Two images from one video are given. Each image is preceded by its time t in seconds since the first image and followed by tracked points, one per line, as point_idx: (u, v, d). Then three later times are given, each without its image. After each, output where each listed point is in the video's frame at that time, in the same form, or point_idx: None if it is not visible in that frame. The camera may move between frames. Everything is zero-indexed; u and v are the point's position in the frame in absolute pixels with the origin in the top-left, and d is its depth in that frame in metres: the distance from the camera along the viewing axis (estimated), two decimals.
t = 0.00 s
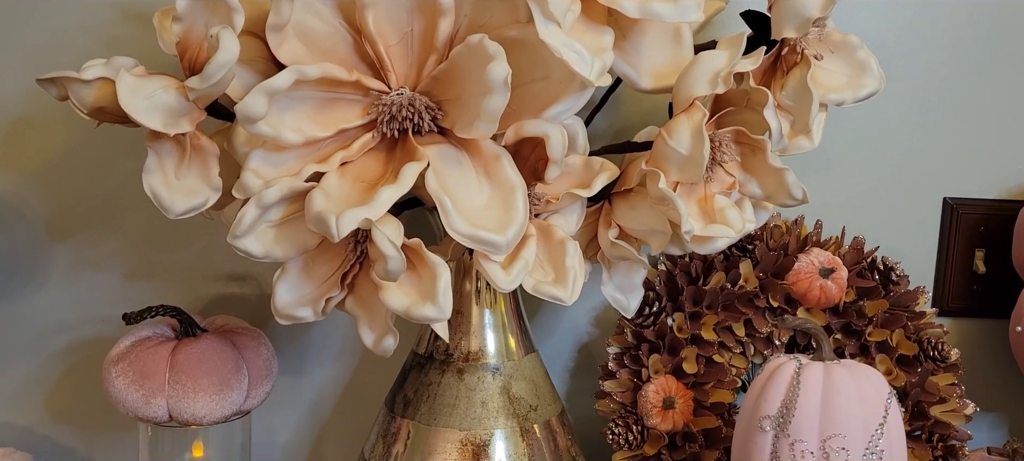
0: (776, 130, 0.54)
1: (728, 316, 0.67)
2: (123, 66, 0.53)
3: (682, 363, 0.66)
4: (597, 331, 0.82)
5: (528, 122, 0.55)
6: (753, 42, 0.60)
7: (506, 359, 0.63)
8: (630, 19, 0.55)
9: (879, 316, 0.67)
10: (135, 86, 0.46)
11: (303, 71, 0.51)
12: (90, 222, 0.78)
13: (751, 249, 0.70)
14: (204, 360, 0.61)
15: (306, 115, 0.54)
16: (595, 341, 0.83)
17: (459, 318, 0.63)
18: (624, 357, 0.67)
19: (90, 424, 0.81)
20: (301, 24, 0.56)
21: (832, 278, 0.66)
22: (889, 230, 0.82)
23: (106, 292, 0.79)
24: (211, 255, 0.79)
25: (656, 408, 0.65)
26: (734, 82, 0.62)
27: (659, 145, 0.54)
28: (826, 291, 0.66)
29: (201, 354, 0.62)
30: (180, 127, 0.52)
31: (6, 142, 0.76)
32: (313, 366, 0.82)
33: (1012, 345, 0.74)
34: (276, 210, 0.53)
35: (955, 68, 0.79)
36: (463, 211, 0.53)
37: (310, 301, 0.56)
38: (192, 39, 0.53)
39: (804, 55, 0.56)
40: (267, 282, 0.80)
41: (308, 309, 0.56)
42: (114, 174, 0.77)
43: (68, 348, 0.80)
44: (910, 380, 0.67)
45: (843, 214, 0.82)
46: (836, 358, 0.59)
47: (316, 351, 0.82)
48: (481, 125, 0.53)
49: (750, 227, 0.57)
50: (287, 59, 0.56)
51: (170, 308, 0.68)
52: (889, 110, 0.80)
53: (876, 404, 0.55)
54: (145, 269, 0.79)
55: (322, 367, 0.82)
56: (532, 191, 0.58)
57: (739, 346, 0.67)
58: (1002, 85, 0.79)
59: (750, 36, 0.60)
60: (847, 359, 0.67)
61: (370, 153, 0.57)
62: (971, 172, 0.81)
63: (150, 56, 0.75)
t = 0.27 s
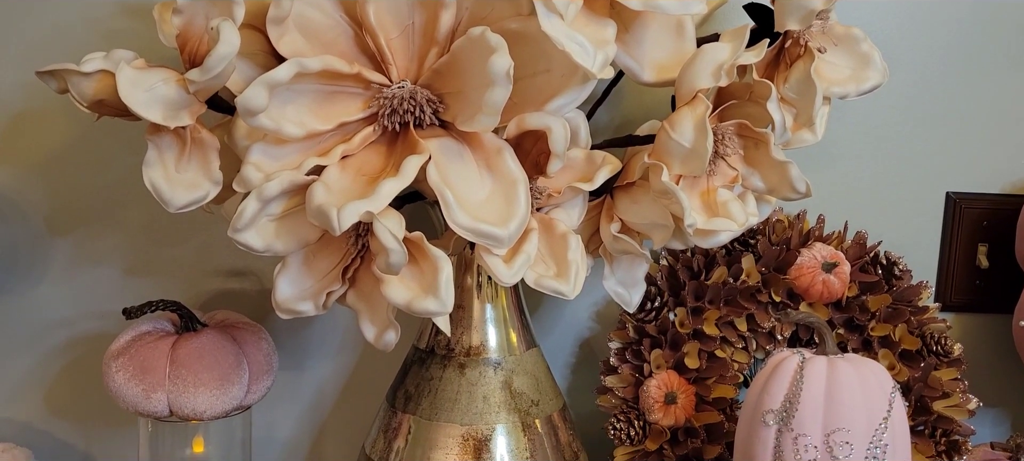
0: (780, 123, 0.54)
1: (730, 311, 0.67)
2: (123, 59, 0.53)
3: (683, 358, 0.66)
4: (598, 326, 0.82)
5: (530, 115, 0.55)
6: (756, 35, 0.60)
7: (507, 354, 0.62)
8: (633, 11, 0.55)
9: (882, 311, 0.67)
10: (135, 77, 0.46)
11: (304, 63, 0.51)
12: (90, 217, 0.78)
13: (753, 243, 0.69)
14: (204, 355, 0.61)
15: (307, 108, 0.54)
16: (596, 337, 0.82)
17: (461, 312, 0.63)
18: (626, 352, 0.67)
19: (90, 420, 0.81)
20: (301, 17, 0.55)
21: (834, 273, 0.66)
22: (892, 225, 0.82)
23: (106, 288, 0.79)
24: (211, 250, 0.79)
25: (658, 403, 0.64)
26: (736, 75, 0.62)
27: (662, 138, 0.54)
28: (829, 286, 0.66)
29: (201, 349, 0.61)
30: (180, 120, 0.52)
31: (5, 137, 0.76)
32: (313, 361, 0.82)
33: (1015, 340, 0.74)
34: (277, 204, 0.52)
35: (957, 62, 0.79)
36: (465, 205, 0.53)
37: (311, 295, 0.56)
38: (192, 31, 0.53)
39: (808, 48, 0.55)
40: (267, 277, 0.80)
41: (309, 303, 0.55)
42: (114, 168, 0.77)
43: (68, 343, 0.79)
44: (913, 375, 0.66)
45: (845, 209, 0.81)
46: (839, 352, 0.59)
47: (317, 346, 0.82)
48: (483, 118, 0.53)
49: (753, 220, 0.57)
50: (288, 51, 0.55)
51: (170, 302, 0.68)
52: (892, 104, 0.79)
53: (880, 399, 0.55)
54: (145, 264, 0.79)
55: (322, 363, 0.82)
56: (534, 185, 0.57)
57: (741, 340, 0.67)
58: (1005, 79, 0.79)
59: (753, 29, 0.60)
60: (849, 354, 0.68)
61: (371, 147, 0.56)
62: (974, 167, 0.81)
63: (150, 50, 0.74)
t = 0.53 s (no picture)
0: (779, 116, 0.53)
1: (729, 306, 0.67)
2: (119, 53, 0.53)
3: (682, 353, 0.66)
4: (597, 321, 0.82)
5: (528, 108, 0.55)
6: (755, 28, 0.60)
7: (506, 349, 0.62)
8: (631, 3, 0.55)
9: (882, 305, 0.67)
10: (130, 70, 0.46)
11: (301, 56, 0.51)
12: (87, 212, 0.77)
13: (753, 238, 0.69)
14: (201, 350, 0.61)
15: (303, 101, 0.54)
16: (595, 332, 0.82)
17: (459, 307, 0.63)
18: (625, 347, 0.67)
19: (88, 415, 0.81)
20: (298, 10, 0.55)
21: (834, 267, 0.66)
22: (892, 220, 0.82)
23: (103, 283, 0.79)
24: (208, 245, 0.78)
25: (656, 398, 0.64)
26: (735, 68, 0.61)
27: (660, 131, 0.54)
28: (828, 281, 0.65)
29: (199, 344, 0.61)
30: (176, 113, 0.51)
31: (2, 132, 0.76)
32: (312, 356, 0.82)
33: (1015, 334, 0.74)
34: (273, 197, 0.52)
35: (958, 56, 0.78)
36: (462, 198, 0.52)
37: (308, 289, 0.56)
38: (188, 24, 0.53)
39: (807, 40, 0.55)
40: (264, 272, 0.80)
41: (306, 297, 0.55)
42: (111, 163, 0.76)
43: (65, 339, 0.79)
44: (913, 370, 0.66)
45: (845, 204, 0.81)
46: (839, 347, 0.58)
47: (315, 341, 0.81)
48: (480, 111, 0.53)
49: (751, 214, 0.57)
50: (284, 45, 0.55)
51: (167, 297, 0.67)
52: (892, 99, 0.79)
53: (879, 392, 0.55)
54: (143, 259, 0.78)
55: (320, 358, 0.82)
56: (532, 179, 0.57)
57: (740, 335, 0.67)
58: (1005, 73, 0.79)
59: (752, 22, 0.60)
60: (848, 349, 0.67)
61: (368, 140, 0.56)
62: (974, 161, 0.81)
63: (146, 44, 0.74)
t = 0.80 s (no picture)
0: (779, 106, 0.53)
1: (729, 297, 0.66)
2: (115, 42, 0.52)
3: (682, 345, 0.65)
4: (597, 313, 0.82)
5: (527, 97, 0.54)
6: (755, 17, 0.60)
7: (505, 340, 0.62)
8: None
9: (882, 296, 0.67)
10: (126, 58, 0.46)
11: (298, 45, 0.51)
12: (85, 204, 0.77)
13: (753, 230, 0.69)
14: (199, 341, 0.61)
15: (301, 91, 0.54)
16: (595, 324, 0.82)
17: (458, 298, 0.62)
18: (624, 339, 0.66)
19: (86, 408, 0.81)
20: None
21: (834, 259, 0.65)
22: (892, 212, 0.81)
23: (102, 275, 0.79)
24: (207, 237, 0.78)
25: (656, 390, 0.64)
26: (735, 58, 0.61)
27: (660, 120, 0.53)
28: (828, 272, 0.65)
29: (196, 335, 0.61)
30: (172, 103, 0.51)
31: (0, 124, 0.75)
32: (310, 349, 0.82)
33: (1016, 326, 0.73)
34: (271, 187, 0.52)
35: (958, 48, 0.78)
36: (461, 188, 0.52)
37: (306, 280, 0.55)
38: (185, 13, 0.53)
39: (807, 29, 0.55)
40: (263, 264, 0.80)
41: (304, 287, 0.55)
42: (109, 156, 0.76)
43: (63, 331, 0.79)
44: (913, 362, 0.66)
45: (845, 196, 0.81)
46: (839, 338, 0.58)
47: (314, 334, 0.81)
48: (478, 100, 0.53)
49: (751, 204, 0.56)
50: (282, 34, 0.55)
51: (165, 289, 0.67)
52: (892, 90, 0.79)
53: (879, 383, 0.54)
54: (141, 252, 0.78)
55: (319, 350, 0.82)
56: (531, 169, 0.57)
57: (740, 327, 0.67)
58: (1006, 64, 0.79)
59: (751, 11, 0.59)
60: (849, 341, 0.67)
61: (366, 130, 0.56)
62: (975, 153, 0.80)
63: (144, 35, 0.74)
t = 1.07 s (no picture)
0: (782, 88, 0.53)
1: (731, 282, 0.66)
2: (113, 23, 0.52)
3: (684, 330, 0.65)
4: (598, 299, 0.81)
5: (528, 79, 0.54)
6: None
7: (506, 324, 0.62)
8: None
9: (885, 281, 0.66)
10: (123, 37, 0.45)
11: (297, 26, 0.50)
12: (84, 190, 0.77)
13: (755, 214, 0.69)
14: (198, 325, 0.60)
15: (300, 72, 0.53)
16: (596, 310, 0.82)
17: (459, 282, 0.62)
18: (626, 324, 0.66)
19: (85, 394, 0.81)
20: None
21: (837, 243, 0.65)
22: (895, 198, 0.81)
23: (101, 262, 0.78)
24: (206, 223, 0.78)
25: (658, 375, 0.64)
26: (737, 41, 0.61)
27: (662, 101, 0.53)
28: (831, 257, 0.65)
29: (196, 319, 0.61)
30: (171, 84, 0.51)
31: None
32: (310, 335, 0.81)
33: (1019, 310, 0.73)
34: (270, 170, 0.51)
35: (961, 32, 0.78)
36: (461, 169, 0.52)
37: (306, 263, 0.55)
38: None
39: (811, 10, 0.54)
40: (263, 250, 0.79)
41: (303, 271, 0.55)
42: (108, 141, 0.76)
43: (63, 317, 0.79)
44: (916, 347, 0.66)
45: (847, 181, 0.80)
46: (842, 320, 0.58)
47: (314, 320, 0.81)
48: (479, 82, 0.52)
49: (754, 187, 0.56)
50: (280, 15, 0.54)
51: (164, 273, 0.67)
52: (895, 75, 0.78)
53: (882, 366, 0.54)
54: (141, 238, 0.78)
55: (320, 336, 0.82)
56: (532, 152, 0.57)
57: (741, 312, 0.66)
58: (1010, 49, 0.78)
59: None
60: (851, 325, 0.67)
61: (366, 113, 0.55)
62: (978, 138, 0.80)
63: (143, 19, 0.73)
